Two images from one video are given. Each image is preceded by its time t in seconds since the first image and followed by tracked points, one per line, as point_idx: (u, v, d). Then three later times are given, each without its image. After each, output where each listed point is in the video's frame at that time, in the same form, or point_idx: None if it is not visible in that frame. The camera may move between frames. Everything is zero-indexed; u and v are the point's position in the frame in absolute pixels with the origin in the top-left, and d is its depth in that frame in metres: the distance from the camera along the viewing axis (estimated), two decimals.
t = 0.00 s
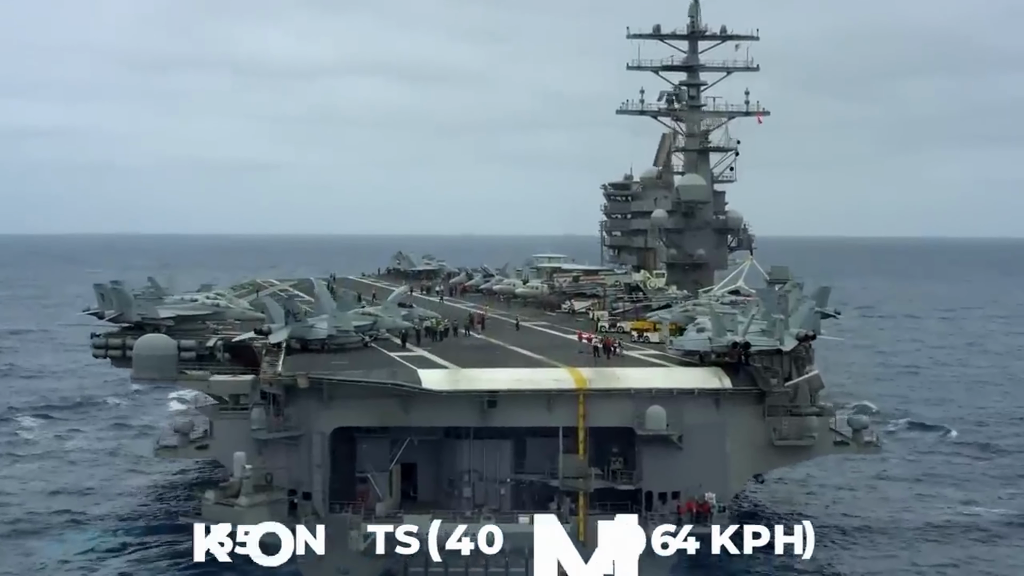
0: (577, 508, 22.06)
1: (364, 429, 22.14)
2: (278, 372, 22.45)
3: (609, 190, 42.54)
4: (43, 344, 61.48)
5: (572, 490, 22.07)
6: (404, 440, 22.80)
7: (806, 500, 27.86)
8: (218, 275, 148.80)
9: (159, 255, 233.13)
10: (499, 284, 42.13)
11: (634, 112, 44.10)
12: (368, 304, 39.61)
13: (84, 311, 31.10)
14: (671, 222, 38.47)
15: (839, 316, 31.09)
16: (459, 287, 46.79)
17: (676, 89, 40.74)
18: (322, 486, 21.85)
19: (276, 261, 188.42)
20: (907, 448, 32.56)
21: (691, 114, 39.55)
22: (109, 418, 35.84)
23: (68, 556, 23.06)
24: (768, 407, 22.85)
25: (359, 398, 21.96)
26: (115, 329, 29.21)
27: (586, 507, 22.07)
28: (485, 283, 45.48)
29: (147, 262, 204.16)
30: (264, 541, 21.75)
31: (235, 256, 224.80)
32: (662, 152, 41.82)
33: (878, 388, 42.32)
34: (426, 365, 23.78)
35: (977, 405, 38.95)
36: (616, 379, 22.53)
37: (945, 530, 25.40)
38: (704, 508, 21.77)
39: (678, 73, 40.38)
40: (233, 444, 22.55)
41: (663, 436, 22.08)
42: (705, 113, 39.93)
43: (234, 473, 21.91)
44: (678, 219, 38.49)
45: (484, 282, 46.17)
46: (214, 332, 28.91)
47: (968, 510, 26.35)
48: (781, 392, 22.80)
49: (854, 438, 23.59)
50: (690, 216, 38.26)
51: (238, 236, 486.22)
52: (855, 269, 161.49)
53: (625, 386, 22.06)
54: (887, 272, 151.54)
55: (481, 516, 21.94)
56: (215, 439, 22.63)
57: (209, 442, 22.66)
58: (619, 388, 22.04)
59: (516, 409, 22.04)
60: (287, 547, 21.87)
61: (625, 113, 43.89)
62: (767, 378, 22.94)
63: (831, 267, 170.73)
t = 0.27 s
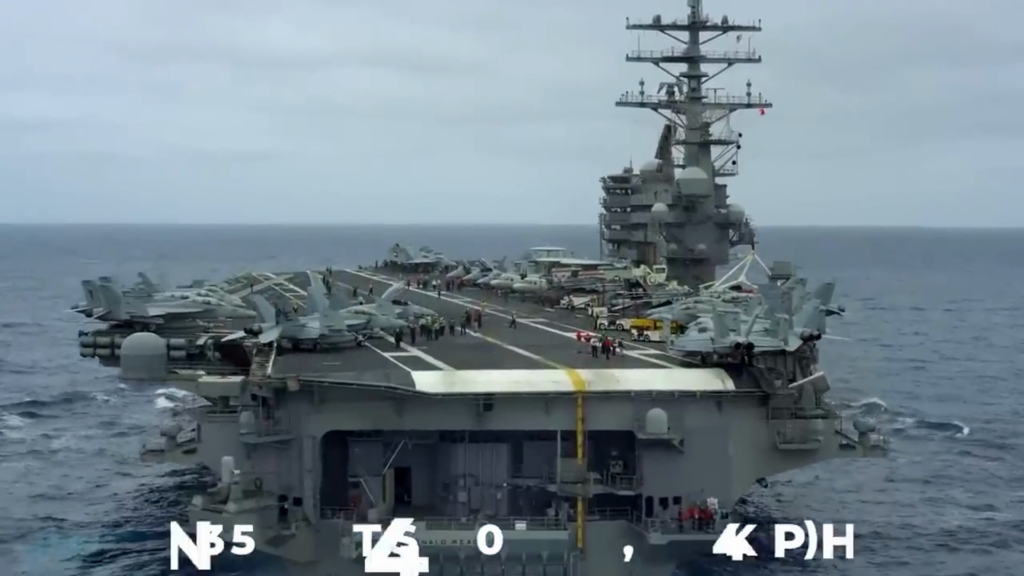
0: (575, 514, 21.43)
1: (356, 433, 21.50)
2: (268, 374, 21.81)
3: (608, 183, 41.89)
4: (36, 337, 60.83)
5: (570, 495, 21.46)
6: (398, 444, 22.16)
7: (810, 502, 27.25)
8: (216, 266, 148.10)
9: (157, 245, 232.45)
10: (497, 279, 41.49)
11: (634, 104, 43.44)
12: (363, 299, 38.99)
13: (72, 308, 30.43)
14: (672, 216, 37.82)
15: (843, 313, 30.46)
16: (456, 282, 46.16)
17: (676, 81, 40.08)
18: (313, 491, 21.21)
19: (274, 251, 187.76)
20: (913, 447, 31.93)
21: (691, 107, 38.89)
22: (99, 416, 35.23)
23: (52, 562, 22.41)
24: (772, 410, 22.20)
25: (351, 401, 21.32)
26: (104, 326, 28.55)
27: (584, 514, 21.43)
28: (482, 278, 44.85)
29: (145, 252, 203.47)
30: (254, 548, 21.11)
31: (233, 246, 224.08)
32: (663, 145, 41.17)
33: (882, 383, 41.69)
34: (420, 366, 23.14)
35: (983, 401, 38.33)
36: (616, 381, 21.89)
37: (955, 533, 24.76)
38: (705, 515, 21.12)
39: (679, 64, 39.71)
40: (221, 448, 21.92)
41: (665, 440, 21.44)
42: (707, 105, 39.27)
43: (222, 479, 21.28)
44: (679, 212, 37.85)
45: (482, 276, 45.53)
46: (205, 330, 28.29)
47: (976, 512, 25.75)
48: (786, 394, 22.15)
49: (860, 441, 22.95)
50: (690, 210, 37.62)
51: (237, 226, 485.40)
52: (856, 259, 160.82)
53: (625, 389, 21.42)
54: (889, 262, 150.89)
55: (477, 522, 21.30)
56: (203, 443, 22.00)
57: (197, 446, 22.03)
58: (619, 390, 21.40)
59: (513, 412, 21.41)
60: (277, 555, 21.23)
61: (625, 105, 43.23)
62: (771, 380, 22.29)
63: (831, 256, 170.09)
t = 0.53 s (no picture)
0: (573, 520, 20.73)
1: (347, 437, 20.80)
2: (255, 377, 21.10)
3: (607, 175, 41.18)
4: (31, 330, 60.16)
5: (569, 502, 20.77)
6: (390, 448, 21.46)
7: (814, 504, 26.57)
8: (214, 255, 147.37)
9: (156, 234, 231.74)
10: (494, 272, 40.78)
11: (633, 95, 42.69)
12: (358, 294, 38.30)
13: (59, 304, 29.70)
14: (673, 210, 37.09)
15: (848, 309, 29.74)
16: (453, 275, 45.46)
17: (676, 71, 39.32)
18: (302, 498, 20.52)
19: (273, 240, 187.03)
20: (921, 444, 31.22)
21: (692, 98, 38.16)
22: (88, 414, 34.55)
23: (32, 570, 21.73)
24: (776, 413, 21.49)
25: (341, 405, 20.64)
26: (90, 325, 27.84)
27: (583, 521, 20.73)
28: (479, 271, 44.15)
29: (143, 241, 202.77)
30: (240, 556, 20.40)
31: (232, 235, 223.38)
32: (663, 136, 40.43)
33: (887, 376, 40.98)
34: (413, 367, 22.43)
35: (991, 395, 37.60)
36: (615, 384, 21.18)
37: (965, 536, 24.05)
38: (709, 524, 20.43)
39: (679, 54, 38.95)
40: (207, 453, 21.20)
41: (666, 444, 20.73)
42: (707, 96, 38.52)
43: (208, 485, 20.56)
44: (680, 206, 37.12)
45: (479, 269, 44.84)
46: (193, 328, 27.60)
47: (987, 514, 25.05)
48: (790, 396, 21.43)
49: (868, 444, 22.22)
50: (691, 203, 36.91)
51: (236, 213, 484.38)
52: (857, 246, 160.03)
53: (626, 393, 20.72)
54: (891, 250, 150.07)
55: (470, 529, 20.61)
56: (188, 447, 21.28)
57: (182, 451, 21.31)
58: (619, 394, 20.70)
59: (509, 416, 20.70)
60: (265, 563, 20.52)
61: (624, 96, 42.49)
62: (775, 383, 21.57)
63: (832, 244, 169.34)
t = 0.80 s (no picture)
0: (571, 527, 20.17)
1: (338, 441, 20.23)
2: (245, 379, 20.52)
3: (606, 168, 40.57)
4: (24, 321, 59.51)
5: (566, 508, 20.21)
6: (382, 452, 20.90)
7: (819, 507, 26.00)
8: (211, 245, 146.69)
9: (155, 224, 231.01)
10: (492, 267, 40.18)
11: (633, 88, 42.05)
12: (353, 290, 37.68)
13: (46, 300, 29.10)
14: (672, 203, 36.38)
15: (851, 306, 29.16)
16: (450, 269, 44.86)
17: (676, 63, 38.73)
18: (292, 503, 19.95)
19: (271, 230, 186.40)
20: (926, 443, 30.66)
21: (692, 90, 37.56)
22: (79, 411, 33.94)
23: None
24: (780, 417, 20.94)
25: (333, 409, 20.07)
26: (79, 322, 27.24)
27: (581, 527, 20.13)
28: (477, 266, 43.55)
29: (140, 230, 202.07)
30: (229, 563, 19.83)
31: (230, 225, 222.77)
32: (663, 128, 39.84)
33: (891, 371, 40.39)
34: (406, 368, 21.84)
35: (997, 392, 37.04)
36: (614, 386, 20.60)
37: (972, 540, 23.49)
38: (710, 530, 19.84)
39: (679, 46, 38.35)
40: (195, 457, 20.61)
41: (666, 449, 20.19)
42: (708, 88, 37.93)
43: (196, 490, 19.97)
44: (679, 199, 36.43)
45: (477, 263, 44.24)
46: (183, 326, 26.99)
47: (994, 518, 24.49)
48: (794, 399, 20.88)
49: (872, 448, 21.68)
50: (692, 197, 36.29)
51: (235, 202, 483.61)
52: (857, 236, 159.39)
53: (625, 395, 20.17)
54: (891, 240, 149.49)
55: (466, 536, 20.05)
56: (176, 451, 20.69)
57: (170, 455, 20.72)
58: (618, 397, 20.13)
59: (505, 420, 20.14)
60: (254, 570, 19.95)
61: (624, 87, 41.88)
62: (779, 385, 21.01)
63: (833, 235, 168.76)
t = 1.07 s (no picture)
0: (568, 534, 19.56)
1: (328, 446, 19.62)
2: (232, 382, 19.90)
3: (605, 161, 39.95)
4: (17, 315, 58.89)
5: (563, 515, 19.60)
6: (374, 457, 20.28)
7: (824, 511, 25.39)
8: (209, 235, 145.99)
9: (153, 213, 230.41)
10: (490, 262, 39.56)
11: (633, 79, 41.40)
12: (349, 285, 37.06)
13: (33, 298, 28.48)
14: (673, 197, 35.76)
15: (855, 304, 28.54)
16: (447, 263, 44.25)
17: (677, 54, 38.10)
18: (280, 511, 19.34)
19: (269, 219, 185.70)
20: (931, 442, 30.05)
21: (694, 81, 36.93)
22: (68, 410, 33.34)
23: None
24: (784, 421, 20.32)
25: (322, 413, 19.47)
26: (65, 321, 26.60)
27: (578, 535, 19.52)
28: (475, 260, 42.92)
29: (139, 219, 201.37)
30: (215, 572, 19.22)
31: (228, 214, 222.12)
32: (663, 121, 39.20)
33: (895, 367, 39.74)
34: (399, 371, 21.21)
35: (1003, 388, 36.44)
36: (613, 390, 20.00)
37: (981, 547, 22.88)
38: (711, 539, 19.19)
39: (680, 36, 37.72)
40: (181, 463, 19.99)
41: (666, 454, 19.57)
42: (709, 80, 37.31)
43: (181, 497, 19.34)
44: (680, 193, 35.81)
45: (474, 257, 43.61)
46: (172, 325, 26.38)
47: (1003, 522, 23.89)
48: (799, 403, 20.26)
49: (879, 452, 21.06)
50: (692, 191, 35.72)
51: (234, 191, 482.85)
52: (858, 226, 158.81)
53: (624, 399, 19.55)
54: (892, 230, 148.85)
55: (460, 544, 19.44)
56: (161, 456, 20.09)
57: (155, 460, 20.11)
58: (618, 401, 19.54)
59: (501, 425, 19.53)
60: None
61: (623, 79, 41.27)
62: (782, 388, 20.40)
63: (834, 224, 168.08)
